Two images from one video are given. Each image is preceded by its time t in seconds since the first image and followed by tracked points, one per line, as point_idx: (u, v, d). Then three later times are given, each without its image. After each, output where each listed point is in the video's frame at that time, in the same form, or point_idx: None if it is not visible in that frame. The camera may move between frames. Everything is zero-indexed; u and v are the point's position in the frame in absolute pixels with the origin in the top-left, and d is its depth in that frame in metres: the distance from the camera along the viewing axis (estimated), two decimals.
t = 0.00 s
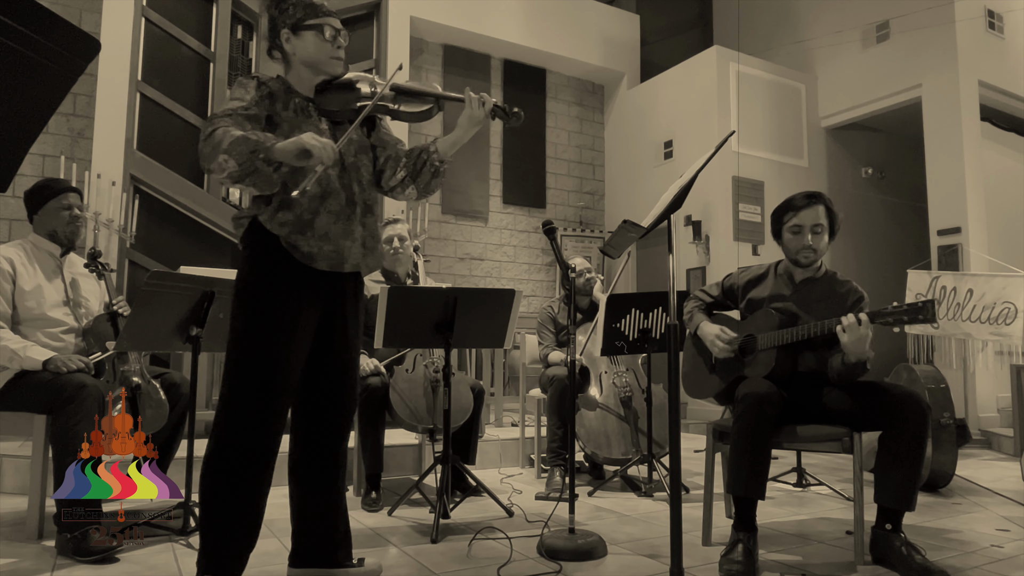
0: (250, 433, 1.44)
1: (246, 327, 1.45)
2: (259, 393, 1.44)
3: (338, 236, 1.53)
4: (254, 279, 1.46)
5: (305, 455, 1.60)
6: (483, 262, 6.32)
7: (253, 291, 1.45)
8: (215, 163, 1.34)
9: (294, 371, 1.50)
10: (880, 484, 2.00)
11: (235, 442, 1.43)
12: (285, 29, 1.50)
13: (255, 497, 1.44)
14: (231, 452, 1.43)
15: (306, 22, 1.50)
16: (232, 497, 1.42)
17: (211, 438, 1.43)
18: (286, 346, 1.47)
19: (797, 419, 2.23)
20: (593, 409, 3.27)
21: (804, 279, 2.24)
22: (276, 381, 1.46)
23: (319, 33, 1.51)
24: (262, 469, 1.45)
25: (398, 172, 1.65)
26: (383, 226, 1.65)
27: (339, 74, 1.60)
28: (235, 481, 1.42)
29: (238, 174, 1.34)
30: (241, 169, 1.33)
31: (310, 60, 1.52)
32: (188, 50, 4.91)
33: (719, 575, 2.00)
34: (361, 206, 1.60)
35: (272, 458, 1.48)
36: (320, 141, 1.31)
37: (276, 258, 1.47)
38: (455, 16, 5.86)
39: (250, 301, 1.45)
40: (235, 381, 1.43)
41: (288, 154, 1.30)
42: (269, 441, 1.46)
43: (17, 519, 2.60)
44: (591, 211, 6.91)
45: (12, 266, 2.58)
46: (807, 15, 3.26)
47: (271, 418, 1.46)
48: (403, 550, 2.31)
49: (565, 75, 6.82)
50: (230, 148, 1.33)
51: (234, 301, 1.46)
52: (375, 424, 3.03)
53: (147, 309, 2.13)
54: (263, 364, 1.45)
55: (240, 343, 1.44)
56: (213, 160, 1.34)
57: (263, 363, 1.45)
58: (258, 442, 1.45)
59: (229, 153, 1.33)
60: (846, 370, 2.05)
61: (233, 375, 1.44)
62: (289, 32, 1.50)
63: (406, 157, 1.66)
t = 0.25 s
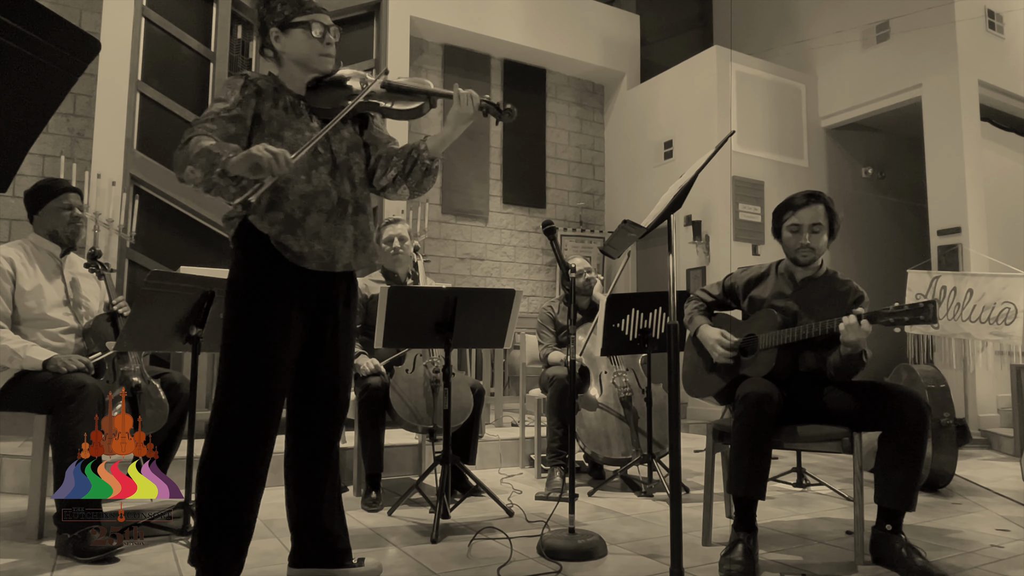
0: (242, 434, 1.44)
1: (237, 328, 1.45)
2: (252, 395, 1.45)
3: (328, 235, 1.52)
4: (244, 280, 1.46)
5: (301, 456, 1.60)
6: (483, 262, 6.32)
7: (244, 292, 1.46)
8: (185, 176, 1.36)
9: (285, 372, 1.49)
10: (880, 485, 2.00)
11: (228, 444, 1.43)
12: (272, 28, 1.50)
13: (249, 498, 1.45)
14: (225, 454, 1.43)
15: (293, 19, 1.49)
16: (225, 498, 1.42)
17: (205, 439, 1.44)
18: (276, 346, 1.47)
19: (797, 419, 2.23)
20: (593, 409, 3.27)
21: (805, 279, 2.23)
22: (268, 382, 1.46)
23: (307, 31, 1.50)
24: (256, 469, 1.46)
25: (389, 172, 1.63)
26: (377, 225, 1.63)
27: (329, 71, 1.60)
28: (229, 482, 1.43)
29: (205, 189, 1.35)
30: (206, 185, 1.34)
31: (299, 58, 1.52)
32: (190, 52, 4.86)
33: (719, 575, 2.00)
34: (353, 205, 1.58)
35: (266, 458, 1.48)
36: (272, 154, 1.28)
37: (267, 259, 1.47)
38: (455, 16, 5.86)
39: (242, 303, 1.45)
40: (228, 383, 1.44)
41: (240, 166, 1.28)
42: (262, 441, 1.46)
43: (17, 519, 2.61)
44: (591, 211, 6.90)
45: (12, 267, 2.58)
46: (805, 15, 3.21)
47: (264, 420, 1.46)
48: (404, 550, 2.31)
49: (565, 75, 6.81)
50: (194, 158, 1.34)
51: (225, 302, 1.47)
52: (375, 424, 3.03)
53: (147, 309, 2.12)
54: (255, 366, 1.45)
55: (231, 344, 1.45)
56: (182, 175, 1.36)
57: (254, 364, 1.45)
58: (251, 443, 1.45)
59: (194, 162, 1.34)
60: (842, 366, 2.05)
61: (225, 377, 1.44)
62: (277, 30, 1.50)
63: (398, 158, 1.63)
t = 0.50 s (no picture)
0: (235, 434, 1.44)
1: (229, 328, 1.45)
2: (246, 394, 1.45)
3: (321, 235, 1.52)
4: (235, 280, 1.46)
5: (297, 456, 1.60)
6: (483, 262, 6.32)
7: (235, 292, 1.45)
8: (175, 174, 1.38)
9: (278, 372, 1.50)
10: (880, 485, 2.00)
11: (224, 444, 1.43)
12: (263, 28, 1.51)
13: (246, 498, 1.45)
14: (221, 454, 1.43)
15: (283, 19, 1.49)
16: (222, 498, 1.43)
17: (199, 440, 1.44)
18: (269, 346, 1.47)
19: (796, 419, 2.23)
20: (593, 409, 3.27)
21: (806, 278, 2.24)
22: (263, 382, 1.47)
23: (297, 30, 1.50)
24: (251, 469, 1.46)
25: (382, 168, 1.65)
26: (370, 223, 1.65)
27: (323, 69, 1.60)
28: (226, 482, 1.43)
29: (192, 187, 1.37)
30: (193, 184, 1.36)
31: (291, 57, 1.53)
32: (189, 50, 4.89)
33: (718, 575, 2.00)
34: (345, 204, 1.59)
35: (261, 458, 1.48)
36: (259, 156, 1.28)
37: (259, 258, 1.47)
38: (455, 16, 5.86)
39: (234, 303, 1.45)
40: (223, 383, 1.44)
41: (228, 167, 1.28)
42: (257, 442, 1.46)
43: (17, 519, 2.61)
44: (591, 211, 6.90)
45: (12, 267, 2.58)
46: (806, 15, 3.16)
47: (259, 420, 1.47)
48: (404, 550, 2.31)
49: (565, 75, 6.81)
50: (184, 156, 1.35)
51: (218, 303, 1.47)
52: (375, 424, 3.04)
53: (147, 309, 2.12)
54: (250, 366, 1.45)
55: (224, 345, 1.44)
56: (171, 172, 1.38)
57: (247, 364, 1.45)
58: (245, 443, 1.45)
59: (184, 161, 1.35)
60: (845, 364, 2.07)
61: (220, 378, 1.44)
62: (268, 30, 1.51)
63: (390, 153, 1.66)
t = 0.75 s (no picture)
0: (228, 433, 1.45)
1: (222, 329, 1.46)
2: (240, 394, 1.46)
3: (312, 234, 1.52)
4: (227, 281, 1.47)
5: (295, 456, 1.60)
6: (483, 262, 6.32)
7: (227, 293, 1.46)
8: (167, 164, 1.38)
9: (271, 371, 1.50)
10: (880, 484, 2.00)
11: (218, 442, 1.45)
12: (255, 28, 1.51)
13: (240, 496, 1.47)
14: (215, 453, 1.45)
15: (274, 19, 1.49)
16: (216, 497, 1.44)
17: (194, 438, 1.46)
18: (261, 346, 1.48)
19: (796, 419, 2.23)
20: (593, 409, 3.27)
21: (807, 276, 2.23)
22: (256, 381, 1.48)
23: (287, 29, 1.50)
24: (245, 468, 1.47)
25: (377, 164, 1.62)
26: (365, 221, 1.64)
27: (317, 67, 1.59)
28: (220, 480, 1.44)
29: (186, 177, 1.37)
30: (188, 172, 1.36)
31: (282, 56, 1.53)
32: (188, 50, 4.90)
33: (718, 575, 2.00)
34: (340, 202, 1.59)
35: (255, 457, 1.49)
36: (263, 147, 1.29)
37: (250, 259, 1.48)
38: (454, 16, 5.86)
39: (226, 303, 1.46)
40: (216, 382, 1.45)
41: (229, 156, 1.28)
42: (250, 440, 1.48)
43: (18, 519, 2.61)
44: (591, 211, 6.89)
45: (12, 266, 2.57)
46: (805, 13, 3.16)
47: (252, 419, 1.48)
48: (405, 550, 2.31)
49: (565, 76, 6.79)
50: (180, 145, 1.35)
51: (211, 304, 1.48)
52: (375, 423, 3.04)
53: (147, 309, 2.12)
54: (242, 365, 1.46)
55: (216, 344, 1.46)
56: (165, 161, 1.38)
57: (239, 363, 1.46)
58: (238, 441, 1.46)
59: (179, 150, 1.35)
60: (846, 362, 2.05)
61: (213, 377, 1.45)
62: (259, 30, 1.51)
63: (386, 148, 1.62)
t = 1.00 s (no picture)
0: (225, 433, 1.46)
1: (217, 330, 1.46)
2: (236, 393, 1.46)
3: (306, 233, 1.52)
4: (221, 283, 1.47)
5: (293, 455, 1.60)
6: (483, 262, 6.32)
7: (221, 294, 1.47)
8: (166, 145, 1.39)
9: (267, 371, 1.50)
10: (880, 484, 2.00)
11: (215, 443, 1.45)
12: (249, 28, 1.51)
13: (237, 496, 1.47)
14: (213, 453, 1.45)
15: (268, 19, 1.50)
16: (214, 496, 1.44)
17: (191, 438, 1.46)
18: (256, 347, 1.48)
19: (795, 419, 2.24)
20: (593, 409, 3.28)
21: (807, 274, 2.22)
22: (252, 381, 1.48)
23: (280, 28, 1.50)
24: (242, 468, 1.48)
25: (373, 159, 1.59)
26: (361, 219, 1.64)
27: (314, 66, 1.60)
28: (217, 481, 1.45)
29: (189, 157, 1.39)
30: (192, 150, 1.38)
31: (276, 54, 1.53)
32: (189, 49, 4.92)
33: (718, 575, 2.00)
34: (334, 201, 1.58)
35: (252, 457, 1.50)
36: (278, 130, 1.35)
37: (244, 260, 1.48)
38: (452, 16, 5.89)
39: (222, 304, 1.46)
40: (212, 382, 1.45)
41: (243, 139, 1.34)
42: (247, 440, 1.48)
43: (17, 519, 2.61)
44: (591, 211, 6.88)
45: (12, 267, 2.57)
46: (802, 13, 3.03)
47: (249, 419, 1.48)
48: (405, 550, 2.31)
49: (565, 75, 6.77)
50: (183, 128, 1.38)
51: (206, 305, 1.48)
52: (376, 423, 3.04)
53: (148, 309, 2.13)
54: (239, 365, 1.47)
55: (212, 345, 1.46)
56: (164, 140, 1.38)
57: (235, 364, 1.46)
58: (235, 442, 1.46)
59: (182, 133, 1.38)
60: (845, 361, 2.07)
61: (209, 377, 1.46)
62: (253, 30, 1.51)
63: (382, 141, 1.60)
